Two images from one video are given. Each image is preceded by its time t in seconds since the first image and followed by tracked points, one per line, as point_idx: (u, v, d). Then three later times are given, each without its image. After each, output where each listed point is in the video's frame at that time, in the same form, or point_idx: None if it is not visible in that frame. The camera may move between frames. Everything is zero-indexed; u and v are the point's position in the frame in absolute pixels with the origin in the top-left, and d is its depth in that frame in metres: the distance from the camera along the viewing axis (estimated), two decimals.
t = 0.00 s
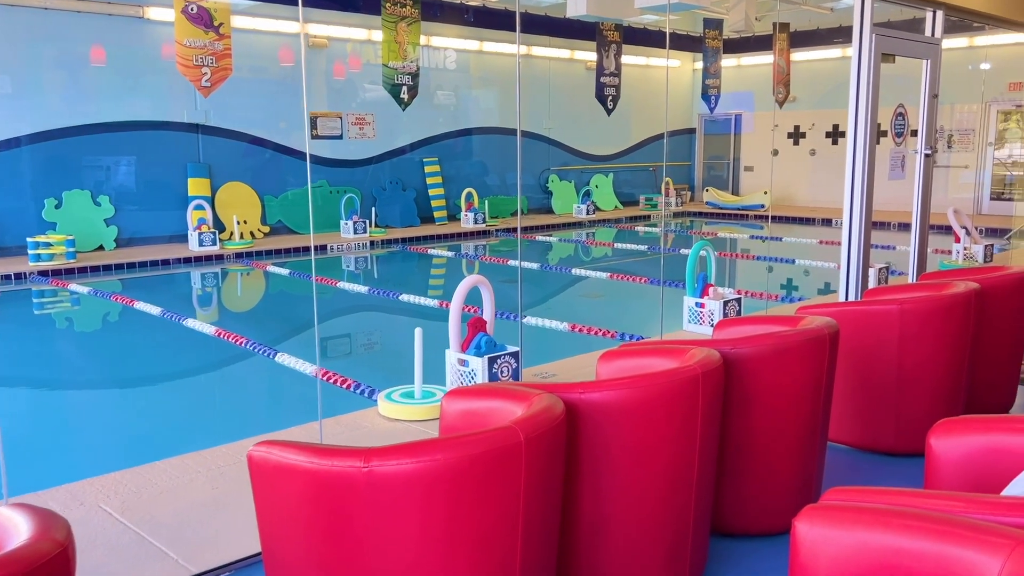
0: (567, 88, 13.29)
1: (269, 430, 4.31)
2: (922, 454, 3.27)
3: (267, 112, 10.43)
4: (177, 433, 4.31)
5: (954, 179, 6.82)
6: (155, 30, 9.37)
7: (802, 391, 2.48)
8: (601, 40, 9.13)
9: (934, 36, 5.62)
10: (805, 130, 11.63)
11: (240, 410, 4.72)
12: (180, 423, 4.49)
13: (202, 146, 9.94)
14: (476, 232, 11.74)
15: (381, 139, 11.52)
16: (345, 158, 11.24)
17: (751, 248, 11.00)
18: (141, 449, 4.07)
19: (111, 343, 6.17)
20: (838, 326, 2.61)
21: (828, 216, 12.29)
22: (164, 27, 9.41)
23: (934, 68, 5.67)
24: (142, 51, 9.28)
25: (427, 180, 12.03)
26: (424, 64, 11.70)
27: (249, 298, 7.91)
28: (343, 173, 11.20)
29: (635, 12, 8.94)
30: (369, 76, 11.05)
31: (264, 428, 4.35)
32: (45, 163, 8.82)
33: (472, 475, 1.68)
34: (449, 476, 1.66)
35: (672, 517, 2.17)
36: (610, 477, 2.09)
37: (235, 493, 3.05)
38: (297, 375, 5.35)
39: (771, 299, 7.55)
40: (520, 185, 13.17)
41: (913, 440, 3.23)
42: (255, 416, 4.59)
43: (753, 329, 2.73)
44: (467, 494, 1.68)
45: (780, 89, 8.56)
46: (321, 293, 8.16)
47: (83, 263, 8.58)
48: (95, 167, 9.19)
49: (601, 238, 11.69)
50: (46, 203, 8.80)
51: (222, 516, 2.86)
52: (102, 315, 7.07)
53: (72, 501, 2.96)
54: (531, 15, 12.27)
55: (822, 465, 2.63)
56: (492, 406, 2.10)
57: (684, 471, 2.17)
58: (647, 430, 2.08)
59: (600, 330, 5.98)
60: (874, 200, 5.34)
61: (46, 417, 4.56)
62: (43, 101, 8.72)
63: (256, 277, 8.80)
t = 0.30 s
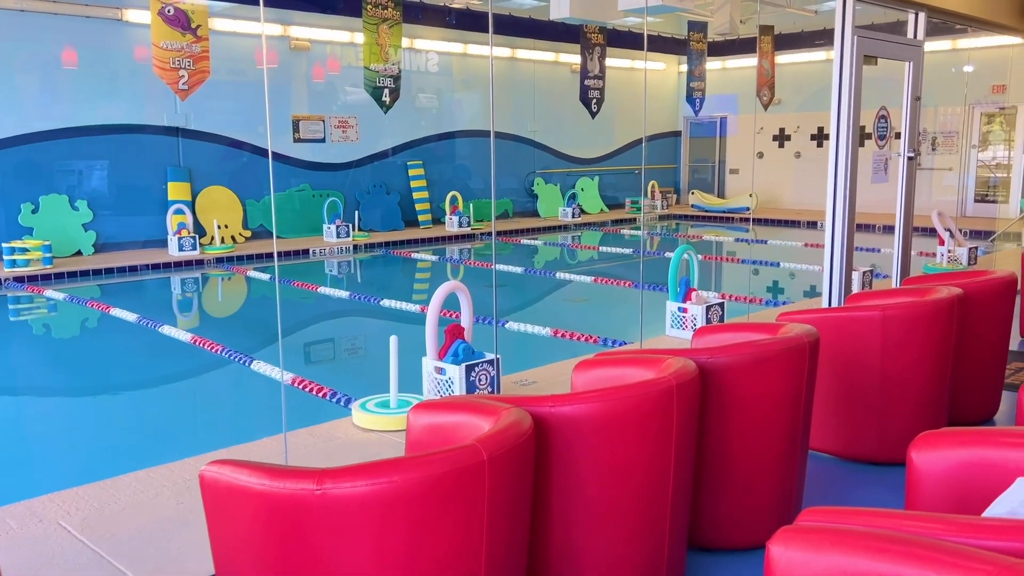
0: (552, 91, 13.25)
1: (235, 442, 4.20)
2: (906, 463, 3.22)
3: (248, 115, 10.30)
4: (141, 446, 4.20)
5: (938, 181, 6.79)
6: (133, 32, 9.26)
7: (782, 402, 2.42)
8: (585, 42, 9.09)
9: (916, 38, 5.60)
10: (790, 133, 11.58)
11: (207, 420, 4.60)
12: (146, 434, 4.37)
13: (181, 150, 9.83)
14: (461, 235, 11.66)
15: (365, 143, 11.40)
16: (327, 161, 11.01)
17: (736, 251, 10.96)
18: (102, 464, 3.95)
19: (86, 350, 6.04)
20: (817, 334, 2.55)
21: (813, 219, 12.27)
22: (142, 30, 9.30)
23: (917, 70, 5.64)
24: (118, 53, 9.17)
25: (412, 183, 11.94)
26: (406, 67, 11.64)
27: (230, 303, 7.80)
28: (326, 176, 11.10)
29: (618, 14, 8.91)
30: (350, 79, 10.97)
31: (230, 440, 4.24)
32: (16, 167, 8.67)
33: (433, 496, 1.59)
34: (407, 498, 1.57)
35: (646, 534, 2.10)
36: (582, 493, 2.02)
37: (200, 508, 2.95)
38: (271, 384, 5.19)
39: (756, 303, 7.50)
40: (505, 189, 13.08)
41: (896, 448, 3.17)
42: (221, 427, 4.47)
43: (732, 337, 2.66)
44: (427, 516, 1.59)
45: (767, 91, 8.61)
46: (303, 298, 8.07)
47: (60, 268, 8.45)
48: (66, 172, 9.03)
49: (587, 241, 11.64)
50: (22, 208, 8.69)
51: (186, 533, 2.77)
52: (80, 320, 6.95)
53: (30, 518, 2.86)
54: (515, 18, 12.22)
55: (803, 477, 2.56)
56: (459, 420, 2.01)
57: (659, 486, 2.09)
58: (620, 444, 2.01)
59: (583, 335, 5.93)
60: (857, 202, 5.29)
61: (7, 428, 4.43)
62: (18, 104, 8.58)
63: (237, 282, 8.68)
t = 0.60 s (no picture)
0: (537, 96, 13.22)
1: (202, 455, 4.08)
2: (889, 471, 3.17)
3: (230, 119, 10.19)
4: (110, 458, 4.10)
5: (922, 184, 6.78)
6: (112, 36, 9.18)
7: (763, 413, 2.36)
8: (568, 46, 9.04)
9: (898, 42, 5.58)
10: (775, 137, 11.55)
11: (178, 430, 4.50)
12: (117, 446, 4.28)
13: (162, 155, 9.73)
14: (446, 240, 11.59)
15: (348, 147, 11.31)
16: (309, 166, 10.98)
17: (722, 255, 10.94)
18: (63, 479, 3.83)
19: (61, 359, 5.93)
20: (799, 342, 2.50)
21: (797, 223, 12.27)
22: (120, 33, 9.21)
23: (899, 73, 5.62)
24: (95, 57, 9.07)
25: (396, 188, 11.87)
26: (388, 71, 11.54)
27: (210, 309, 7.69)
28: (309, 181, 11.01)
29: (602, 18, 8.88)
30: (330, 82, 10.90)
31: (198, 453, 4.12)
32: None
33: (395, 520, 1.52)
34: (367, 521, 1.50)
35: (622, 552, 2.03)
36: (555, 509, 1.95)
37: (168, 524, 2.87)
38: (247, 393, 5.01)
39: (740, 308, 7.46)
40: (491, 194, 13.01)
41: (880, 457, 3.13)
42: (188, 439, 4.34)
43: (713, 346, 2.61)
44: (389, 540, 1.52)
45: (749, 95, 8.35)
46: (286, 304, 7.99)
47: (37, 275, 8.33)
48: (38, 178, 8.87)
49: (572, 246, 11.59)
50: None
51: (151, 551, 2.68)
52: (58, 328, 6.84)
53: None
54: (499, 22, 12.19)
55: (783, 490, 2.50)
56: (428, 435, 1.95)
57: (636, 502, 2.03)
58: (594, 459, 1.94)
59: (566, 341, 5.87)
60: (840, 206, 5.26)
61: None
62: None
63: (218, 288, 8.56)
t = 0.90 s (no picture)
0: (523, 102, 13.20)
1: (174, 470, 3.98)
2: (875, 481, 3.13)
3: (213, 125, 10.10)
4: (83, 471, 4.01)
5: (906, 191, 6.77)
6: (93, 41, 9.09)
7: (746, 424, 2.31)
8: (555, 52, 9.00)
9: (882, 48, 5.55)
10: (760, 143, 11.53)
11: (152, 443, 4.39)
12: (90, 459, 4.18)
13: (143, 161, 9.63)
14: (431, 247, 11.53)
15: (332, 154, 11.24)
16: (295, 173, 10.89)
17: (708, 261, 10.94)
18: (30, 494, 3.72)
19: (38, 369, 5.82)
20: (783, 353, 2.46)
21: (783, 229, 12.27)
22: (101, 39, 9.12)
23: (883, 80, 5.61)
24: (76, 62, 8.98)
25: (381, 194, 11.82)
26: (372, 76, 11.44)
27: (192, 317, 7.59)
28: (294, 188, 10.94)
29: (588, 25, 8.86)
30: (313, 88, 10.80)
31: (170, 467, 4.02)
32: None
33: (361, 543, 1.46)
34: (333, 545, 1.43)
35: (603, 569, 1.97)
36: (534, 527, 1.89)
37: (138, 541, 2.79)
38: (225, 404, 4.92)
39: (726, 314, 7.43)
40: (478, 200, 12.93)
41: (865, 466, 3.09)
42: (161, 453, 4.23)
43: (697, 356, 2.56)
44: (357, 564, 1.46)
45: (735, 101, 8.34)
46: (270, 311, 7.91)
47: (16, 283, 8.21)
48: (14, 185, 8.73)
49: (559, 252, 11.55)
50: None
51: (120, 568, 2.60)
52: (37, 337, 6.73)
53: None
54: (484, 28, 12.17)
55: (769, 503, 2.45)
56: (400, 451, 1.88)
57: (616, 518, 1.97)
58: (573, 475, 1.89)
59: (551, 348, 5.83)
60: (825, 212, 5.25)
61: None
62: None
63: (201, 297, 8.44)
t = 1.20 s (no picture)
0: (511, 111, 13.17)
1: (142, 490, 3.80)
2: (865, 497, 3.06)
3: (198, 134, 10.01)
4: (52, 486, 3.89)
5: (894, 199, 6.74)
6: (75, 49, 9.00)
7: (733, 442, 2.24)
8: (542, 61, 8.95)
9: (869, 56, 5.54)
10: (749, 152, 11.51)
11: (124, 461, 4.24)
12: (60, 476, 4.03)
13: (126, 171, 9.52)
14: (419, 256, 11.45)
15: (319, 163, 11.17)
16: (282, 183, 10.84)
17: (697, 269, 10.91)
18: None
19: (16, 381, 5.70)
20: (770, 367, 2.39)
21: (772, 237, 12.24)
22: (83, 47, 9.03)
23: (870, 89, 5.59)
24: (58, 71, 8.89)
25: (368, 204, 11.73)
26: (358, 85, 11.34)
27: (176, 328, 7.48)
28: (280, 198, 10.86)
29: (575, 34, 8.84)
30: (298, 97, 10.71)
31: (138, 486, 3.85)
32: None
33: None
34: None
35: None
36: (512, 551, 1.81)
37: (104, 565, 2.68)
38: (204, 418, 4.82)
39: (715, 324, 7.38)
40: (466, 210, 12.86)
41: (855, 482, 3.02)
42: (129, 472, 4.06)
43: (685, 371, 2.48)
44: None
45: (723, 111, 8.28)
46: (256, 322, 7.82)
47: None
48: None
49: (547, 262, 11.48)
50: None
51: None
52: (17, 349, 6.61)
53: None
54: (471, 36, 12.12)
55: (756, 522, 2.38)
56: (373, 473, 1.80)
57: (599, 542, 1.89)
58: (553, 497, 1.81)
59: (537, 359, 5.76)
60: (813, 221, 5.20)
61: None
62: None
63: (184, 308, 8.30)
